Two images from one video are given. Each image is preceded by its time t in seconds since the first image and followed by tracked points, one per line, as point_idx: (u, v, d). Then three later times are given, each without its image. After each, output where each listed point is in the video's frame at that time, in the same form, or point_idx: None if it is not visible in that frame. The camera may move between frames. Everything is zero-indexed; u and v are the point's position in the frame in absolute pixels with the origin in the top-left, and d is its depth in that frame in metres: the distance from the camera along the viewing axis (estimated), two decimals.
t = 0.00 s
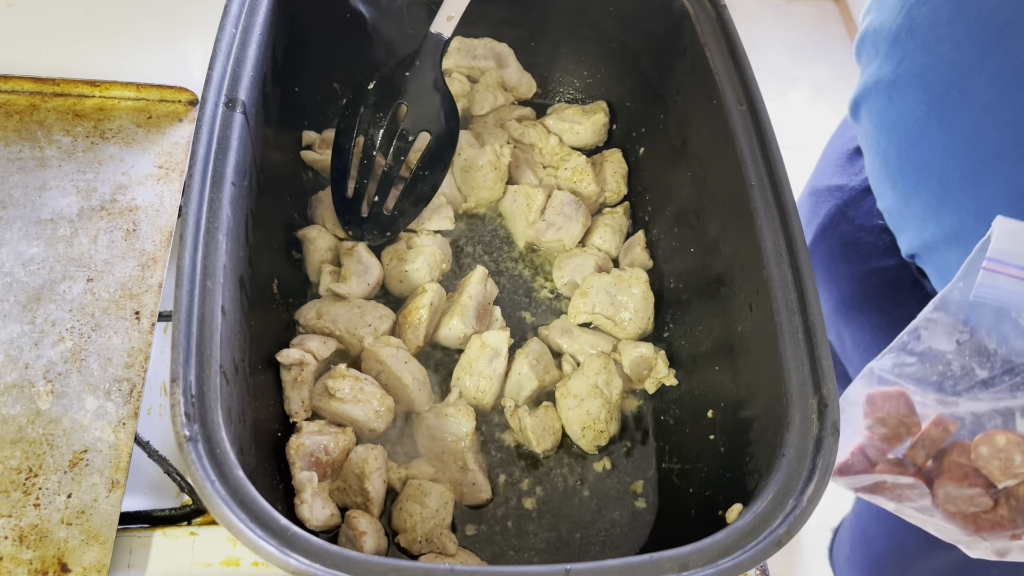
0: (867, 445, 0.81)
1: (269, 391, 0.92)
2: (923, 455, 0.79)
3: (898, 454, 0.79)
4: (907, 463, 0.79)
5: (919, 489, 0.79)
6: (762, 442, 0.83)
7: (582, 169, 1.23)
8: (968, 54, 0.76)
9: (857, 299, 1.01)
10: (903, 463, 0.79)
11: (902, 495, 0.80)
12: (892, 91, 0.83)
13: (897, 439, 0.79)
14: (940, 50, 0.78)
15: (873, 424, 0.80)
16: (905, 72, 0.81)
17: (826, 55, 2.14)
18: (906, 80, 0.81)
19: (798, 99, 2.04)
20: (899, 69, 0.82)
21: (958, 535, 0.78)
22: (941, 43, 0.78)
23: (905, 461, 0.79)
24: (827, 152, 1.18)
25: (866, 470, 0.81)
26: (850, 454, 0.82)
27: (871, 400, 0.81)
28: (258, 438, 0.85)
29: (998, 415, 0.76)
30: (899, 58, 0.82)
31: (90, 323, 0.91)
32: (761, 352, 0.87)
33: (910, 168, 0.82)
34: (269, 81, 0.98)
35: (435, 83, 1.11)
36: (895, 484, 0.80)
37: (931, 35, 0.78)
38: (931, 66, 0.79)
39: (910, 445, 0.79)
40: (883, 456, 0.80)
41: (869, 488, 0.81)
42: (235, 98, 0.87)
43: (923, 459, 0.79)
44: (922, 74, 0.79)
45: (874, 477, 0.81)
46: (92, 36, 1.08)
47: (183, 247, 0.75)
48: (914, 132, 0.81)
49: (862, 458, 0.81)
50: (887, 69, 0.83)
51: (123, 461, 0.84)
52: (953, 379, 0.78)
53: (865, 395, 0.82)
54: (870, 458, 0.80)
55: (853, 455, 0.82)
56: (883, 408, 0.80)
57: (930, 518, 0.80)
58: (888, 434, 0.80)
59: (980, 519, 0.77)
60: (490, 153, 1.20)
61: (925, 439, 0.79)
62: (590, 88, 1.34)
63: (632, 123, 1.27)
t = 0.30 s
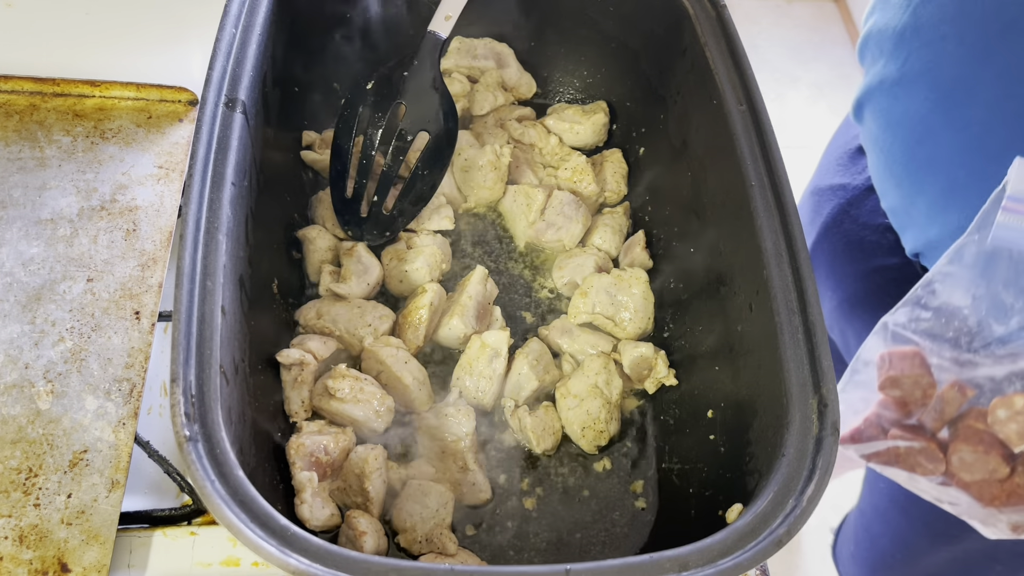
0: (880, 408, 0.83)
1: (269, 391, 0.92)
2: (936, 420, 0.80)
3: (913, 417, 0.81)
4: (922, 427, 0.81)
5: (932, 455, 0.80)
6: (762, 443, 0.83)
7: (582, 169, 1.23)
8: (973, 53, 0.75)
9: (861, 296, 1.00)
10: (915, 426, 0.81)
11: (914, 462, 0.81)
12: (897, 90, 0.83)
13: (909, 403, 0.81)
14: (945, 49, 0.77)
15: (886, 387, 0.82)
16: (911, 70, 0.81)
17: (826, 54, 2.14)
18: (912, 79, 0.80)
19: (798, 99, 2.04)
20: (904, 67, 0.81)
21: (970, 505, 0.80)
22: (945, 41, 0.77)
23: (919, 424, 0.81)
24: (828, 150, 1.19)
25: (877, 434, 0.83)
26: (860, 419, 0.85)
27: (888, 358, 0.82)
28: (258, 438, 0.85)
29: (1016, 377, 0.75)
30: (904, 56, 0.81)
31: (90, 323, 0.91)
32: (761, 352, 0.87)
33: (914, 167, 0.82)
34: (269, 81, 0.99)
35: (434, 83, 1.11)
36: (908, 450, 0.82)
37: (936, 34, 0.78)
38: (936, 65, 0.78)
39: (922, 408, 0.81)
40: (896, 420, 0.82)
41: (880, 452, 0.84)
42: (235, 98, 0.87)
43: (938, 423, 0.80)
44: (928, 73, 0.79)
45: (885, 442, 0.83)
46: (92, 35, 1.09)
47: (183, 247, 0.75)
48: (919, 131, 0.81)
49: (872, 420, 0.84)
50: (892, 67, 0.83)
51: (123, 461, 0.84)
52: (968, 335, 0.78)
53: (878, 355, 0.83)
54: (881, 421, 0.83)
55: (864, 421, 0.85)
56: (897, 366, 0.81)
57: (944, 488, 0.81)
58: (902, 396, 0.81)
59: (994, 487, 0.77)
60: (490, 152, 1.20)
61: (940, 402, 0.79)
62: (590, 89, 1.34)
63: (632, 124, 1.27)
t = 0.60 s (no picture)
0: (918, 287, 0.65)
1: (269, 391, 0.92)
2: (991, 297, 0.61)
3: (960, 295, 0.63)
4: (964, 303, 0.63)
5: (974, 333, 0.63)
6: (762, 443, 0.83)
7: (582, 169, 1.23)
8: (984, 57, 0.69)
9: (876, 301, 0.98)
10: (961, 303, 0.63)
11: (954, 339, 0.64)
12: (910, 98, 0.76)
13: (967, 273, 0.63)
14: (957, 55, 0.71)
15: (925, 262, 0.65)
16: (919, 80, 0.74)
17: (826, 55, 2.14)
18: (924, 86, 0.74)
19: (798, 99, 2.04)
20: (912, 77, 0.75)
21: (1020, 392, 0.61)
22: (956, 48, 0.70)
23: (963, 301, 0.63)
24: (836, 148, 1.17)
25: (911, 311, 0.66)
26: (901, 289, 0.67)
27: (929, 228, 0.64)
28: (259, 438, 0.85)
29: None
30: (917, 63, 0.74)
31: (90, 323, 0.91)
32: (761, 352, 0.87)
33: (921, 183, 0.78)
34: (269, 81, 0.98)
35: (434, 83, 1.12)
36: (947, 329, 0.65)
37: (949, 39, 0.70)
38: (948, 73, 0.72)
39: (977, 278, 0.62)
40: (938, 292, 0.64)
41: (912, 330, 0.67)
42: (236, 98, 0.87)
43: (984, 298, 0.62)
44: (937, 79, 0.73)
45: (922, 318, 0.66)
46: (93, 36, 1.09)
47: (183, 248, 0.75)
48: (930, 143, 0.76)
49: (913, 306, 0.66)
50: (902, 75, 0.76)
51: (123, 461, 0.84)
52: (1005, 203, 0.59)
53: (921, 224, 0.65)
54: (919, 297, 0.65)
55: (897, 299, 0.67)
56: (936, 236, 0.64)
57: (982, 369, 0.63)
58: (949, 266, 0.63)
59: None
60: (490, 152, 1.20)
61: (986, 272, 0.61)
62: (590, 89, 1.34)
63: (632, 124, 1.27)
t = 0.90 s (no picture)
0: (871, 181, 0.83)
1: (269, 391, 0.92)
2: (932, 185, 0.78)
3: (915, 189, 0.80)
4: (917, 194, 0.79)
5: (921, 220, 0.79)
6: (762, 443, 0.83)
7: (582, 169, 1.23)
8: None
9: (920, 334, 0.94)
10: (901, 191, 0.80)
11: (903, 228, 0.80)
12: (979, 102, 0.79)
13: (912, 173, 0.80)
14: None
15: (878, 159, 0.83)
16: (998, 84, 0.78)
17: (826, 54, 2.14)
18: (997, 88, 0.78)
19: (798, 99, 2.04)
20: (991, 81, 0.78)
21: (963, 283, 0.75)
22: None
23: (911, 190, 0.80)
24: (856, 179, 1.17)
25: (865, 201, 0.84)
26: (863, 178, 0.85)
27: (887, 115, 0.83)
28: (258, 438, 0.85)
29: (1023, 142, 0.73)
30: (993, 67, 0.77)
31: (90, 323, 0.91)
32: (760, 353, 0.87)
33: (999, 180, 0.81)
34: (269, 81, 0.98)
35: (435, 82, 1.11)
36: (895, 217, 0.81)
37: None
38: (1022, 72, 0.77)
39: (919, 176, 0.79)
40: (890, 183, 0.81)
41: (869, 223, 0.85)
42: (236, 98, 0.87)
43: (934, 190, 0.78)
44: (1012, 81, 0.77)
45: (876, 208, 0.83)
46: (91, 34, 1.10)
47: (183, 248, 0.75)
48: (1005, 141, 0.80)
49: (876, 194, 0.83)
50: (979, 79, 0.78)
51: (123, 461, 0.83)
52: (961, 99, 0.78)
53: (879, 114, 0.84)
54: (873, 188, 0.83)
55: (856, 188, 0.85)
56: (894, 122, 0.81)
57: (928, 259, 0.79)
58: (899, 155, 0.80)
59: (983, 256, 0.73)
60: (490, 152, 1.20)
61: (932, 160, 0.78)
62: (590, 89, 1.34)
63: (632, 125, 1.28)
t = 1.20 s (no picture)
0: (925, 291, 0.77)
1: (269, 391, 0.92)
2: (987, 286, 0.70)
3: (965, 296, 0.73)
4: (977, 306, 0.72)
5: (977, 339, 0.72)
6: (762, 443, 0.83)
7: (582, 169, 1.23)
8: None
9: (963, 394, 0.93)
10: (953, 332, 0.74)
11: (960, 345, 0.74)
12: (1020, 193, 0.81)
13: (966, 279, 0.72)
14: None
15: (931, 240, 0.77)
16: None
17: (826, 54, 2.14)
18: None
19: (797, 100, 2.05)
20: None
21: None
22: None
23: (971, 302, 0.72)
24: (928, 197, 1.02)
25: (914, 309, 0.79)
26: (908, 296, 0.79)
27: (945, 223, 0.76)
28: (258, 437, 0.85)
29: None
30: None
31: (90, 323, 0.91)
32: (760, 352, 0.87)
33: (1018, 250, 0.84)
34: (269, 81, 0.99)
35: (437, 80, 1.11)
36: (952, 329, 0.74)
37: None
38: None
39: (975, 286, 0.72)
40: (943, 295, 0.75)
41: (919, 322, 0.79)
42: (235, 97, 0.87)
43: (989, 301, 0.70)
44: None
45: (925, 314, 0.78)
46: (91, 35, 1.10)
47: (183, 248, 0.75)
48: None
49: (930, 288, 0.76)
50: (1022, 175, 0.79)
51: (123, 461, 0.83)
52: (1009, 209, 0.71)
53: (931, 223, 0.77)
54: (926, 294, 0.77)
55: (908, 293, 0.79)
56: (953, 230, 0.75)
57: (984, 376, 0.72)
58: (961, 244, 0.73)
59: None
60: (490, 152, 1.20)
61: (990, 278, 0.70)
62: (590, 89, 1.34)
63: (632, 124, 1.28)
